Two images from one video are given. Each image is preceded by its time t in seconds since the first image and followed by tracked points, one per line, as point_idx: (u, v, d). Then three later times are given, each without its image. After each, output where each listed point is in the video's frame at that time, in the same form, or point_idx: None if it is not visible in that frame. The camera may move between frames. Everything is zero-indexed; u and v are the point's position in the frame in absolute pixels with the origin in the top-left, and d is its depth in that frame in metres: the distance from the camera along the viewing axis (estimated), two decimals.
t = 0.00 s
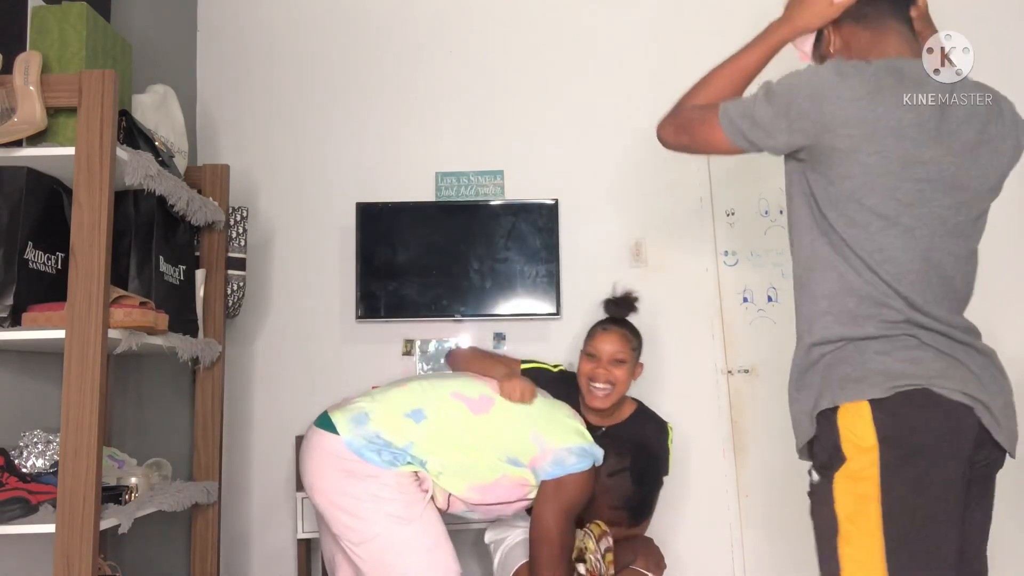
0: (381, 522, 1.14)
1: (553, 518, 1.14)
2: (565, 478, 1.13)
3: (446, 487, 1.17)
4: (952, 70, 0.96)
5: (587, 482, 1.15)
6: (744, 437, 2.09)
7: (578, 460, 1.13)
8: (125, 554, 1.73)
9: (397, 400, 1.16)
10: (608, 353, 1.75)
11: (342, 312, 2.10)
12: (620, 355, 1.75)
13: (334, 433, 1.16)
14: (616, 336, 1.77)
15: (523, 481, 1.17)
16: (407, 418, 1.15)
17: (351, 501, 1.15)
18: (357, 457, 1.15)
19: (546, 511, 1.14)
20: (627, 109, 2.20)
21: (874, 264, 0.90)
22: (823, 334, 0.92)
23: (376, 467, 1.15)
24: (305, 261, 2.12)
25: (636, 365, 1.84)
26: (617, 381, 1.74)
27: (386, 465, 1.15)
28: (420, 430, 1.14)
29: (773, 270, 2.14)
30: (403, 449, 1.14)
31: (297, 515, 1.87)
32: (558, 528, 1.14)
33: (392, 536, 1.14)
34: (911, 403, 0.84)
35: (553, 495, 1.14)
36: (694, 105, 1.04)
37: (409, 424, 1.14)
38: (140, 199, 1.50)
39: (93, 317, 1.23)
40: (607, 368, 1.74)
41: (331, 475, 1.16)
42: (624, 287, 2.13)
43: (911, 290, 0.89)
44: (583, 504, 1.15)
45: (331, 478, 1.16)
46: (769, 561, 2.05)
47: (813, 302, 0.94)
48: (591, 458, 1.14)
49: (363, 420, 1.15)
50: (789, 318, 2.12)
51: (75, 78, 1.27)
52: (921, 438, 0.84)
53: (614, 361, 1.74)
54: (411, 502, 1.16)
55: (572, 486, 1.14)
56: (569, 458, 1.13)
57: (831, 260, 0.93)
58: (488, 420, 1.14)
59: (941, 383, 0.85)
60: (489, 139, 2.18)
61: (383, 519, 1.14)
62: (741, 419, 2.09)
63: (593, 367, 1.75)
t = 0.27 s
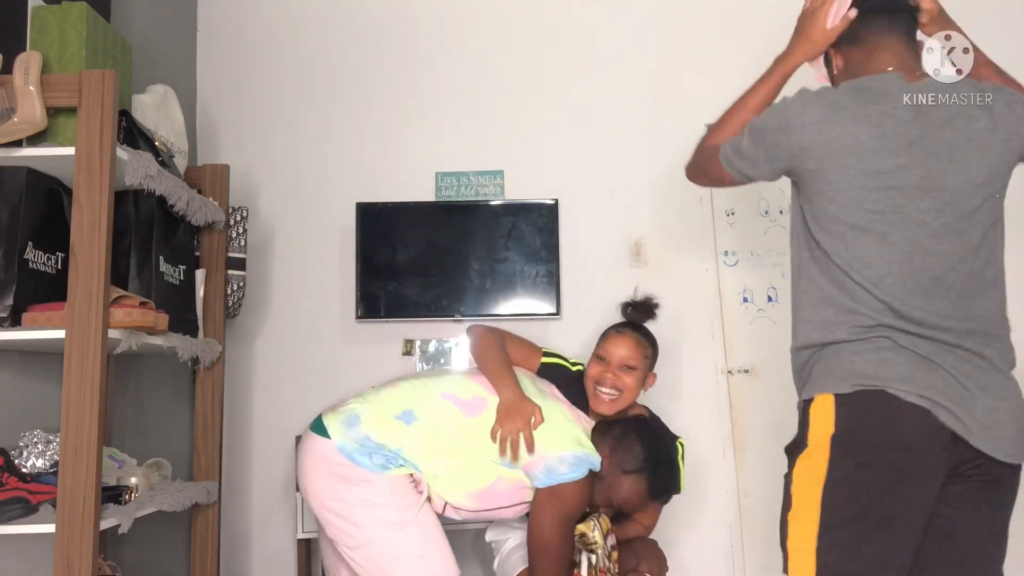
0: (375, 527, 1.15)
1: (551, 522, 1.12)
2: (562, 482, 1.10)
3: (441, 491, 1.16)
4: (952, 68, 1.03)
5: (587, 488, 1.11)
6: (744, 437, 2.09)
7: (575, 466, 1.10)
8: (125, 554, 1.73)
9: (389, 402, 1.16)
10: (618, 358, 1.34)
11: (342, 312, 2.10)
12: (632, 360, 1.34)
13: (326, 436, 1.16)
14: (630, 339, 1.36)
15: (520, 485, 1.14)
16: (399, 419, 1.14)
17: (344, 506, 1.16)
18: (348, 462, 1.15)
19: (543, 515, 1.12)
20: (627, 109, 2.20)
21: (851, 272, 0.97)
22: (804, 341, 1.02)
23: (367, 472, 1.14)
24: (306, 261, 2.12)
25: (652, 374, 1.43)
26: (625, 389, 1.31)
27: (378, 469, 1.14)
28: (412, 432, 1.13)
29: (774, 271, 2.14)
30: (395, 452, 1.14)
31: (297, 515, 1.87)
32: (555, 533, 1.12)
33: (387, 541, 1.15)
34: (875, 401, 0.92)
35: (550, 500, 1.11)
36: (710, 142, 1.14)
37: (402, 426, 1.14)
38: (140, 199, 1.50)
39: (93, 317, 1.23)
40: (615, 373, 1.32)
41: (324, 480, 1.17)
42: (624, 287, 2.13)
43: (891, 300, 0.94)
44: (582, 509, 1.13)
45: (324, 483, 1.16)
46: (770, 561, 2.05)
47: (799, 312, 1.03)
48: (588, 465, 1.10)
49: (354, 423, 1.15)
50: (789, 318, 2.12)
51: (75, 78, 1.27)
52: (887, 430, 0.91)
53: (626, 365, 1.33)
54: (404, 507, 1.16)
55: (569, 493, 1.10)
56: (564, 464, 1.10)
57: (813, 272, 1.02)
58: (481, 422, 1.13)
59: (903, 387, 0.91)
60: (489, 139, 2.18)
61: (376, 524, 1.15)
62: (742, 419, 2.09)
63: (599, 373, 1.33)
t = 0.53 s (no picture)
0: (365, 527, 1.13)
1: (535, 520, 1.12)
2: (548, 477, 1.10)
3: (431, 489, 1.15)
4: (955, 68, 1.15)
5: (573, 482, 1.13)
6: (744, 437, 2.10)
7: (564, 457, 1.11)
8: (125, 554, 1.73)
9: (378, 400, 1.16)
10: (608, 369, 1.30)
11: (342, 312, 2.10)
12: (621, 371, 1.31)
13: (314, 436, 1.16)
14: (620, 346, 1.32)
15: (508, 479, 1.15)
16: (388, 416, 1.14)
17: (333, 506, 1.14)
18: (338, 461, 1.14)
19: (528, 511, 1.12)
20: (627, 110, 2.20)
21: (833, 282, 1.12)
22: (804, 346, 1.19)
23: (357, 471, 1.13)
24: (305, 261, 2.12)
25: (642, 380, 1.40)
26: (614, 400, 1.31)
27: (368, 468, 1.13)
28: (401, 428, 1.14)
29: (773, 271, 2.15)
30: (384, 449, 1.14)
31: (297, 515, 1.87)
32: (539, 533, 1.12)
33: (376, 542, 1.12)
34: (845, 396, 1.08)
35: (536, 494, 1.12)
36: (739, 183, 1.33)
37: (391, 423, 1.14)
38: (140, 199, 1.50)
39: (94, 317, 1.23)
40: (604, 381, 1.31)
41: (312, 480, 1.15)
42: (624, 287, 2.13)
43: (857, 308, 1.09)
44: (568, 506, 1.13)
45: (314, 483, 1.15)
46: (770, 561, 2.05)
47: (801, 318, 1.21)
48: (576, 456, 1.11)
49: (342, 421, 1.15)
50: (789, 318, 2.13)
51: (75, 78, 1.27)
52: (857, 417, 1.06)
53: (615, 372, 1.30)
54: (395, 507, 1.14)
55: (556, 485, 1.11)
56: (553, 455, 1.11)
57: (809, 284, 1.19)
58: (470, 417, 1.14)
59: (859, 387, 1.06)
60: (489, 139, 2.18)
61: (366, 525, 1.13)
62: (741, 420, 2.10)
63: (587, 382, 1.31)
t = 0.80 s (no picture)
0: (358, 528, 1.12)
1: (529, 507, 1.08)
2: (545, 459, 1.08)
3: (427, 485, 1.13)
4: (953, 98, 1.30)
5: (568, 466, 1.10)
6: (744, 437, 2.10)
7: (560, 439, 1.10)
8: (125, 554, 1.73)
9: (369, 399, 1.15)
10: (581, 351, 1.44)
11: (343, 312, 2.10)
12: (595, 352, 1.44)
13: (308, 436, 1.15)
14: (588, 330, 1.47)
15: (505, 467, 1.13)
16: (380, 415, 1.13)
17: (327, 506, 1.13)
18: (332, 461, 1.14)
19: (521, 497, 1.08)
20: (627, 110, 2.20)
21: (827, 295, 1.34)
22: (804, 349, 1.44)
23: (351, 471, 1.13)
24: (306, 261, 2.12)
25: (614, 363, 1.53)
26: (592, 380, 1.42)
27: (362, 467, 1.13)
28: (393, 424, 1.13)
29: (774, 270, 2.15)
30: (378, 447, 1.13)
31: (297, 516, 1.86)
32: (534, 522, 1.09)
33: (369, 543, 1.11)
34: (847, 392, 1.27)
35: (530, 479, 1.08)
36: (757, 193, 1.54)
37: (384, 420, 1.13)
38: (140, 199, 1.50)
39: (94, 317, 1.23)
40: (577, 361, 1.43)
41: (307, 480, 1.15)
42: (624, 287, 2.13)
43: (842, 319, 1.30)
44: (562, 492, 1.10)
45: (308, 483, 1.15)
46: (769, 561, 2.05)
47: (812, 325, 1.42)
48: (570, 438, 1.10)
49: (334, 421, 1.14)
50: (789, 318, 2.13)
51: (75, 78, 1.27)
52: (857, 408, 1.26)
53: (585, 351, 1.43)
54: (387, 507, 1.13)
55: (551, 470, 1.09)
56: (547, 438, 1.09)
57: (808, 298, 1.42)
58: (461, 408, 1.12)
59: (842, 388, 1.28)
60: (489, 139, 2.18)
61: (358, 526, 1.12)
62: (741, 419, 2.11)
63: (564, 365, 1.43)
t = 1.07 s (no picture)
0: (354, 527, 1.11)
1: (535, 465, 1.10)
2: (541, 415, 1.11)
3: (433, 470, 1.11)
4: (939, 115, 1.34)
5: (564, 419, 1.12)
6: (744, 437, 2.10)
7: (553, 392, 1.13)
8: (124, 554, 1.73)
9: (363, 395, 1.15)
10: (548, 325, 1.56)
11: (342, 312, 2.10)
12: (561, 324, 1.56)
13: (306, 434, 1.15)
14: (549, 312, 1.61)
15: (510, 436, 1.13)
16: (375, 408, 1.13)
17: (323, 504, 1.12)
18: (329, 459, 1.13)
19: (526, 456, 1.10)
20: (626, 110, 2.20)
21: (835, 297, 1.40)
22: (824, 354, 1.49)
23: (348, 470, 1.12)
24: (306, 261, 2.12)
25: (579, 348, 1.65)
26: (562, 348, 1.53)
27: (359, 465, 1.12)
28: (389, 413, 1.12)
29: (774, 271, 2.15)
30: (376, 438, 1.11)
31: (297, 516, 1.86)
32: (542, 479, 1.11)
33: (365, 542, 1.10)
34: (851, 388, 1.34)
35: (531, 439, 1.10)
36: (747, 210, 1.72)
37: (380, 411, 1.13)
38: (140, 199, 1.50)
39: (94, 317, 1.23)
40: (547, 336, 1.55)
41: (304, 477, 1.14)
42: (624, 287, 2.13)
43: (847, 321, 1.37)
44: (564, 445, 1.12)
45: (306, 480, 1.14)
46: (769, 561, 2.05)
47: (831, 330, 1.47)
48: (561, 389, 1.14)
49: (331, 418, 1.14)
50: (789, 318, 2.14)
51: (75, 78, 1.27)
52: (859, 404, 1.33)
53: (551, 326, 1.56)
54: (384, 506, 1.12)
55: (550, 425, 1.11)
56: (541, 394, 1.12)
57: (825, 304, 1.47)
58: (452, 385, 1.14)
59: (844, 386, 1.35)
60: (489, 139, 2.18)
61: (354, 524, 1.11)
62: (741, 419, 2.11)
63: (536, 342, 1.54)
